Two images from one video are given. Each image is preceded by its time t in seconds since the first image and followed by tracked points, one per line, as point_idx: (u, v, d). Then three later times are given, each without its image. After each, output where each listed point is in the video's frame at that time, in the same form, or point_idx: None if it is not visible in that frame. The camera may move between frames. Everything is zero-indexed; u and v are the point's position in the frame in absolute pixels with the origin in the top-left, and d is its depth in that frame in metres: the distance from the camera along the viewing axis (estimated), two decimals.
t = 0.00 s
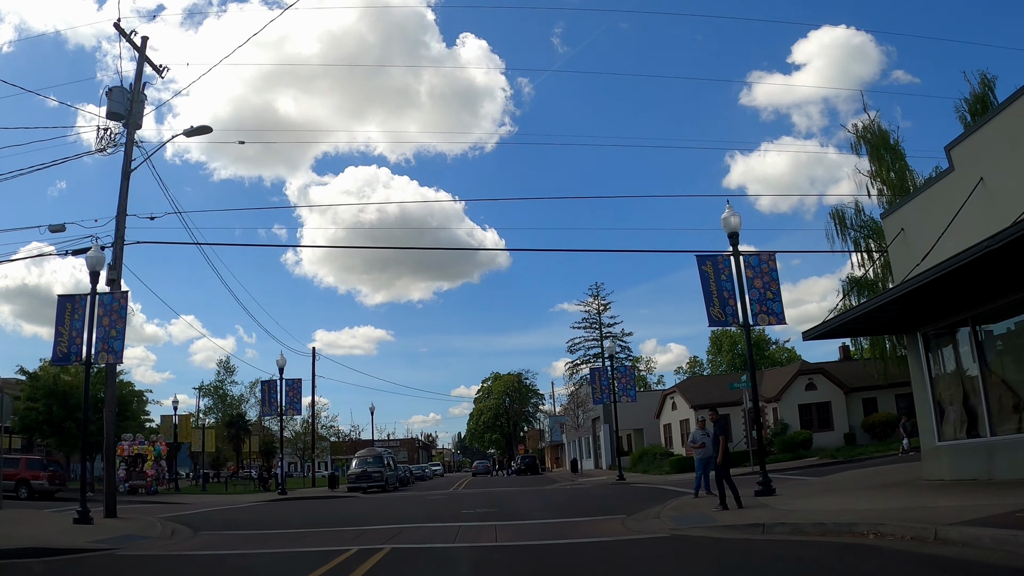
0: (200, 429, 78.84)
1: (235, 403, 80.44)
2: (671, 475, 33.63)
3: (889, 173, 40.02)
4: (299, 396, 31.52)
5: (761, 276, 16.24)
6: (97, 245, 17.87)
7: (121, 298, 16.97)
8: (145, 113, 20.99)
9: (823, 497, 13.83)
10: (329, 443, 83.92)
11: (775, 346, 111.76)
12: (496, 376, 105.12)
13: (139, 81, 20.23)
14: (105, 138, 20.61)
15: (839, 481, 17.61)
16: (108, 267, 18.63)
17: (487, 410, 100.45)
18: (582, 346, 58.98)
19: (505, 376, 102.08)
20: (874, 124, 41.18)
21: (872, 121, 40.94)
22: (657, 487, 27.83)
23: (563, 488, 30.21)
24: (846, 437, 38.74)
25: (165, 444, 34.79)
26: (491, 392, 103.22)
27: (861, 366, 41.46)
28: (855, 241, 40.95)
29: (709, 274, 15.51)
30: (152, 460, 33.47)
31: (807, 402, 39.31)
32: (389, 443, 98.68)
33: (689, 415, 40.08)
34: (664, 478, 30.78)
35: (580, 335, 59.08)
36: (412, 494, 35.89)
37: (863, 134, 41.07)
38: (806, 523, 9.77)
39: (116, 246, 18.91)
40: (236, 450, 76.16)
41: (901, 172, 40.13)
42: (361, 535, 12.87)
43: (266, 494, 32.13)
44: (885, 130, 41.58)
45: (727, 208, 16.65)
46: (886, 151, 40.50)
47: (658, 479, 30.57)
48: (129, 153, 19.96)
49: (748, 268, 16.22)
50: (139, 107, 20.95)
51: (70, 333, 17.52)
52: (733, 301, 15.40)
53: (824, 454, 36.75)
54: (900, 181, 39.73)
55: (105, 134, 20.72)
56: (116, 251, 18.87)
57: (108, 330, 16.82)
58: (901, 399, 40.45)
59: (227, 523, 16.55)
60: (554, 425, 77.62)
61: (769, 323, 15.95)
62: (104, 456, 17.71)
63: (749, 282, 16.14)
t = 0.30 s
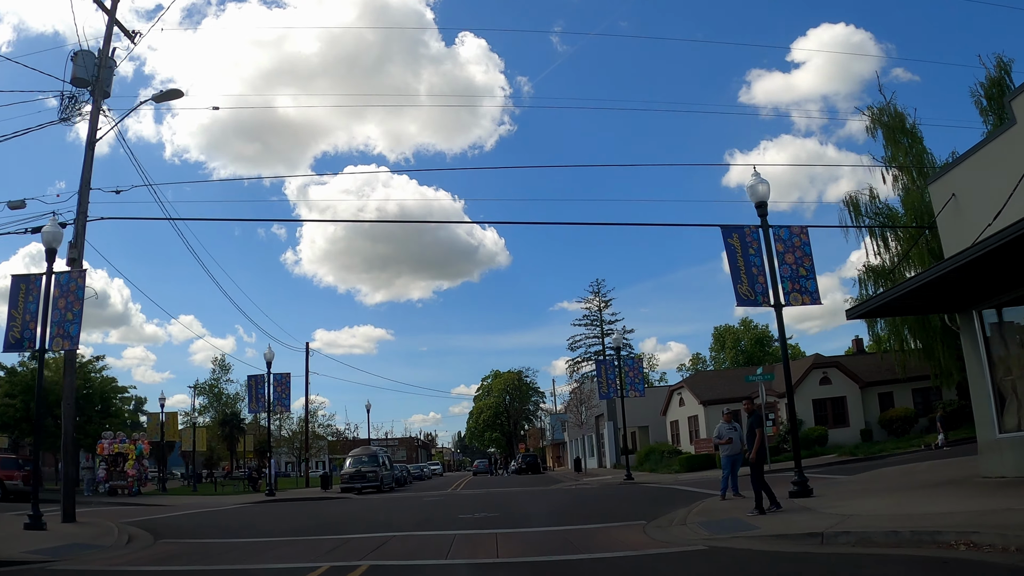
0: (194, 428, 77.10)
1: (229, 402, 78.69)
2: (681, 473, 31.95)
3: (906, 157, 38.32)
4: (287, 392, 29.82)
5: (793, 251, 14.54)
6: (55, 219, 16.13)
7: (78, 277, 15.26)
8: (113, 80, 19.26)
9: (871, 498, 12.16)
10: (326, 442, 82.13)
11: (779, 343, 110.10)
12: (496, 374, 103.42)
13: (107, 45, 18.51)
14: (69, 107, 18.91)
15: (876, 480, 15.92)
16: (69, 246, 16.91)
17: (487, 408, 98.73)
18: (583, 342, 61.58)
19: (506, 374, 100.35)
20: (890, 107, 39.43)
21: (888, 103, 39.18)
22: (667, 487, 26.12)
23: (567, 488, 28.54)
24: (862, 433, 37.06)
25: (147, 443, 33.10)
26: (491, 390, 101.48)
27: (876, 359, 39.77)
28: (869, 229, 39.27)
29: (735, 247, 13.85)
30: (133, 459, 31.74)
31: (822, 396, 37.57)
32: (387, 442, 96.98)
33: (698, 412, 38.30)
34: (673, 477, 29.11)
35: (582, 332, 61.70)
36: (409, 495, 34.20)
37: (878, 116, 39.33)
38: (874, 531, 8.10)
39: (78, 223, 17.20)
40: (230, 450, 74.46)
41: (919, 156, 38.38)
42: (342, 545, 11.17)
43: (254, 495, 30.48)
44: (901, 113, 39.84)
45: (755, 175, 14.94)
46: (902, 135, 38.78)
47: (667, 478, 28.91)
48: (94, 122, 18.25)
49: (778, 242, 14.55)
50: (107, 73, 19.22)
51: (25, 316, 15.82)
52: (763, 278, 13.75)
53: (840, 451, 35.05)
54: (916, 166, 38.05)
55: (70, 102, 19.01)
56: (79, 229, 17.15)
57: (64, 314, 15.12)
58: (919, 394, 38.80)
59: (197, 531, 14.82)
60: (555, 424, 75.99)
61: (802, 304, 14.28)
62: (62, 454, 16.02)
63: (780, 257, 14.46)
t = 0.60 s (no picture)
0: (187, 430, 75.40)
1: (223, 402, 77.03)
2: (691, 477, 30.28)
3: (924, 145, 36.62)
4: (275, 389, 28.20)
5: (831, 226, 13.09)
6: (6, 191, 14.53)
7: (29, 255, 13.65)
8: (80, 45, 17.65)
9: (929, 506, 10.59)
10: (323, 445, 80.41)
11: (783, 344, 108.45)
12: (496, 377, 101.82)
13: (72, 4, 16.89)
14: (31, 72, 17.29)
15: (921, 485, 14.30)
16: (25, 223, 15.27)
17: (487, 410, 97.13)
18: (584, 343, 61.66)
19: (506, 375, 98.70)
20: (908, 91, 37.73)
21: (905, 89, 37.51)
22: (679, 492, 24.48)
23: (572, 493, 26.94)
24: (879, 434, 35.42)
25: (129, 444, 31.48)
26: (491, 392, 99.84)
27: (893, 358, 38.12)
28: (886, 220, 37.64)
29: (769, 220, 12.32)
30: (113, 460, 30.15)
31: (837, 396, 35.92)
32: (385, 444, 95.28)
33: (707, 412, 36.59)
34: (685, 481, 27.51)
35: (582, 334, 61.63)
36: (405, 499, 32.55)
37: (895, 103, 37.68)
38: (972, 550, 6.50)
39: (35, 198, 15.56)
40: (225, 452, 72.79)
41: (940, 142, 36.58)
42: (319, 565, 9.53)
43: (241, 499, 28.89)
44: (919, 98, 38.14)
45: (787, 138, 13.36)
46: (920, 122, 37.12)
47: (678, 481, 27.34)
48: (56, 89, 16.63)
49: (816, 215, 13.05)
50: (74, 37, 17.61)
51: None
52: (800, 254, 12.26)
53: (858, 452, 33.40)
54: (936, 154, 36.27)
55: (32, 68, 17.40)
56: (35, 204, 15.51)
57: (12, 295, 13.50)
58: (937, 393, 37.18)
59: (160, 544, 13.16)
60: (557, 426, 74.33)
61: (844, 284, 12.80)
62: (12, 454, 14.37)
63: (818, 232, 12.99)
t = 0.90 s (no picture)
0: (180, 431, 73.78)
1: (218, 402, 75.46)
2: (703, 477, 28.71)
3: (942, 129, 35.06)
4: (262, 385, 26.64)
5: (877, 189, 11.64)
6: None
7: None
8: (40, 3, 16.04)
9: (1005, 510, 9.10)
10: (320, 446, 78.77)
11: (787, 342, 106.93)
12: (496, 376, 100.28)
13: None
14: None
15: (974, 485, 12.81)
16: None
17: (487, 410, 95.59)
18: (585, 342, 70.57)
19: (506, 375, 97.19)
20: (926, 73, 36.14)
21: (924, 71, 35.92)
22: (692, 494, 22.90)
23: (578, 494, 25.43)
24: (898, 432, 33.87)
25: (109, 443, 29.92)
26: (491, 392, 98.27)
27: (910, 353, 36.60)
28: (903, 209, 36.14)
29: (810, 180, 10.89)
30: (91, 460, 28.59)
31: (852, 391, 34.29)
32: (384, 445, 93.68)
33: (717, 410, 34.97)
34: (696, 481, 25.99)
35: (585, 332, 70.36)
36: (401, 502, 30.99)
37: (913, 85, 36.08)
38: None
39: None
40: (219, 453, 71.22)
41: (959, 127, 35.07)
42: None
43: (227, 502, 27.32)
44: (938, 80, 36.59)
45: (825, 92, 11.95)
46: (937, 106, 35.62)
47: (689, 481, 25.83)
48: (11, 50, 15.03)
49: (860, 177, 11.63)
50: None
51: None
52: (844, 220, 10.86)
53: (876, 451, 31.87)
54: (955, 138, 34.68)
55: None
56: None
57: None
58: (956, 388, 35.67)
59: (119, 557, 11.58)
60: (558, 426, 72.75)
61: (894, 255, 11.38)
62: None
63: (863, 195, 11.55)
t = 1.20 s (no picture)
0: (173, 431, 72.26)
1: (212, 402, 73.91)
2: (715, 480, 27.18)
3: (962, 115, 33.37)
4: (248, 380, 25.12)
5: (935, 148, 10.36)
6: None
7: None
8: None
9: None
10: (317, 446, 77.15)
11: (793, 343, 105.22)
12: (497, 376, 98.68)
13: None
14: None
15: None
16: None
17: (487, 411, 94.00)
18: (585, 343, 68.72)
19: (506, 375, 95.56)
20: (946, 56, 34.62)
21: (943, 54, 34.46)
22: (705, 498, 21.44)
23: (583, 498, 24.00)
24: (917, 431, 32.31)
25: (88, 442, 28.44)
26: (490, 392, 96.72)
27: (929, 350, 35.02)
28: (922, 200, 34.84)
29: (863, 134, 9.76)
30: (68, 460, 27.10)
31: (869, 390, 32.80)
32: (382, 446, 92.09)
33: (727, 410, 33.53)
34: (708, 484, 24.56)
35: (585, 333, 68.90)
36: (396, 506, 29.50)
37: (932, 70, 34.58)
38: None
39: None
40: (212, 454, 69.69)
41: (979, 113, 33.48)
42: None
43: (211, 505, 25.88)
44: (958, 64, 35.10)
45: (875, 40, 10.68)
46: (957, 90, 34.09)
47: (701, 484, 24.38)
48: None
49: (916, 134, 10.34)
50: None
51: None
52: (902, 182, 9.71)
53: (897, 452, 30.32)
54: (976, 124, 33.04)
55: None
56: None
57: None
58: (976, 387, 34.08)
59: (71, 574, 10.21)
60: (560, 427, 71.13)
61: (957, 223, 10.08)
62: None
63: (921, 154, 10.24)
